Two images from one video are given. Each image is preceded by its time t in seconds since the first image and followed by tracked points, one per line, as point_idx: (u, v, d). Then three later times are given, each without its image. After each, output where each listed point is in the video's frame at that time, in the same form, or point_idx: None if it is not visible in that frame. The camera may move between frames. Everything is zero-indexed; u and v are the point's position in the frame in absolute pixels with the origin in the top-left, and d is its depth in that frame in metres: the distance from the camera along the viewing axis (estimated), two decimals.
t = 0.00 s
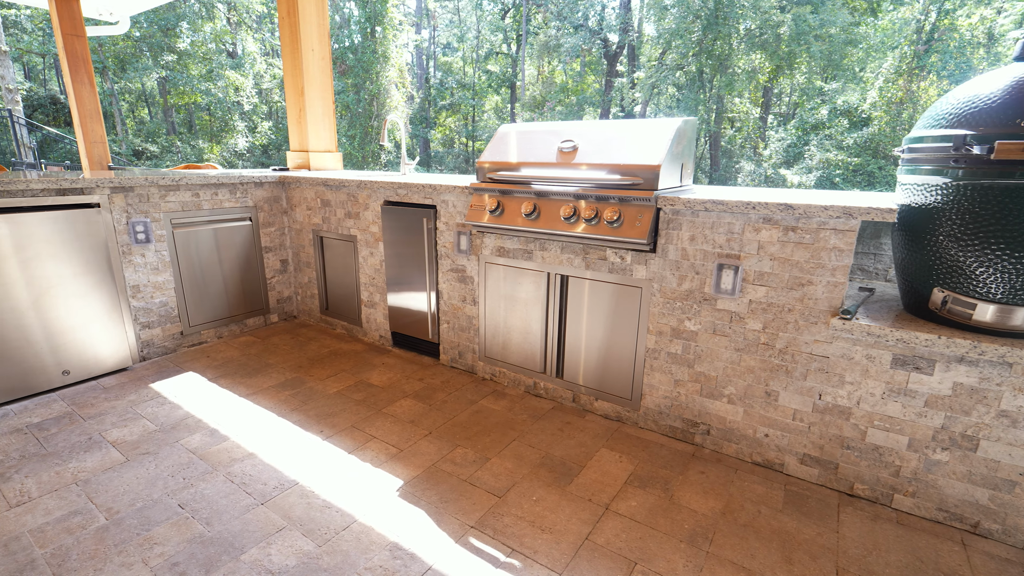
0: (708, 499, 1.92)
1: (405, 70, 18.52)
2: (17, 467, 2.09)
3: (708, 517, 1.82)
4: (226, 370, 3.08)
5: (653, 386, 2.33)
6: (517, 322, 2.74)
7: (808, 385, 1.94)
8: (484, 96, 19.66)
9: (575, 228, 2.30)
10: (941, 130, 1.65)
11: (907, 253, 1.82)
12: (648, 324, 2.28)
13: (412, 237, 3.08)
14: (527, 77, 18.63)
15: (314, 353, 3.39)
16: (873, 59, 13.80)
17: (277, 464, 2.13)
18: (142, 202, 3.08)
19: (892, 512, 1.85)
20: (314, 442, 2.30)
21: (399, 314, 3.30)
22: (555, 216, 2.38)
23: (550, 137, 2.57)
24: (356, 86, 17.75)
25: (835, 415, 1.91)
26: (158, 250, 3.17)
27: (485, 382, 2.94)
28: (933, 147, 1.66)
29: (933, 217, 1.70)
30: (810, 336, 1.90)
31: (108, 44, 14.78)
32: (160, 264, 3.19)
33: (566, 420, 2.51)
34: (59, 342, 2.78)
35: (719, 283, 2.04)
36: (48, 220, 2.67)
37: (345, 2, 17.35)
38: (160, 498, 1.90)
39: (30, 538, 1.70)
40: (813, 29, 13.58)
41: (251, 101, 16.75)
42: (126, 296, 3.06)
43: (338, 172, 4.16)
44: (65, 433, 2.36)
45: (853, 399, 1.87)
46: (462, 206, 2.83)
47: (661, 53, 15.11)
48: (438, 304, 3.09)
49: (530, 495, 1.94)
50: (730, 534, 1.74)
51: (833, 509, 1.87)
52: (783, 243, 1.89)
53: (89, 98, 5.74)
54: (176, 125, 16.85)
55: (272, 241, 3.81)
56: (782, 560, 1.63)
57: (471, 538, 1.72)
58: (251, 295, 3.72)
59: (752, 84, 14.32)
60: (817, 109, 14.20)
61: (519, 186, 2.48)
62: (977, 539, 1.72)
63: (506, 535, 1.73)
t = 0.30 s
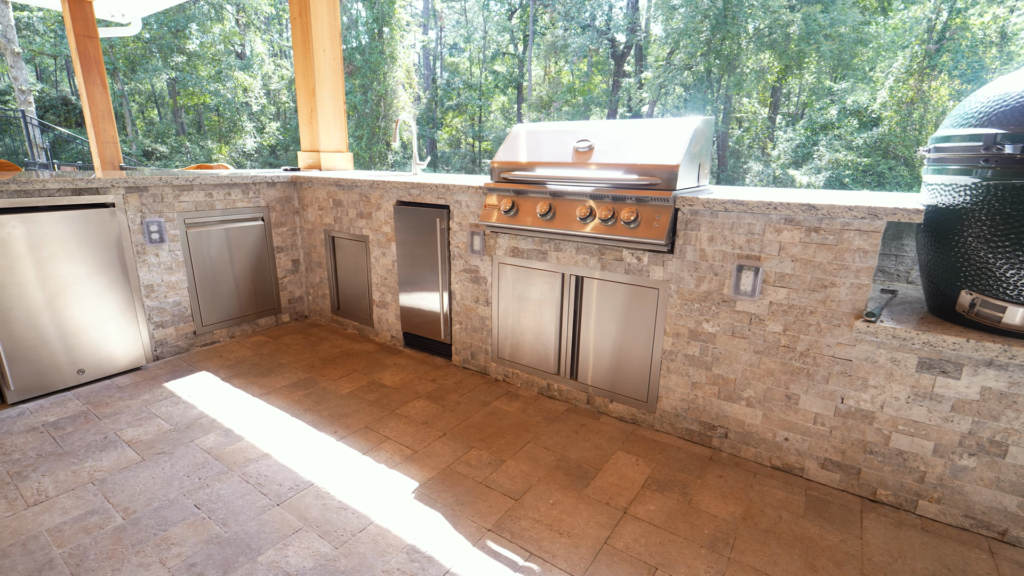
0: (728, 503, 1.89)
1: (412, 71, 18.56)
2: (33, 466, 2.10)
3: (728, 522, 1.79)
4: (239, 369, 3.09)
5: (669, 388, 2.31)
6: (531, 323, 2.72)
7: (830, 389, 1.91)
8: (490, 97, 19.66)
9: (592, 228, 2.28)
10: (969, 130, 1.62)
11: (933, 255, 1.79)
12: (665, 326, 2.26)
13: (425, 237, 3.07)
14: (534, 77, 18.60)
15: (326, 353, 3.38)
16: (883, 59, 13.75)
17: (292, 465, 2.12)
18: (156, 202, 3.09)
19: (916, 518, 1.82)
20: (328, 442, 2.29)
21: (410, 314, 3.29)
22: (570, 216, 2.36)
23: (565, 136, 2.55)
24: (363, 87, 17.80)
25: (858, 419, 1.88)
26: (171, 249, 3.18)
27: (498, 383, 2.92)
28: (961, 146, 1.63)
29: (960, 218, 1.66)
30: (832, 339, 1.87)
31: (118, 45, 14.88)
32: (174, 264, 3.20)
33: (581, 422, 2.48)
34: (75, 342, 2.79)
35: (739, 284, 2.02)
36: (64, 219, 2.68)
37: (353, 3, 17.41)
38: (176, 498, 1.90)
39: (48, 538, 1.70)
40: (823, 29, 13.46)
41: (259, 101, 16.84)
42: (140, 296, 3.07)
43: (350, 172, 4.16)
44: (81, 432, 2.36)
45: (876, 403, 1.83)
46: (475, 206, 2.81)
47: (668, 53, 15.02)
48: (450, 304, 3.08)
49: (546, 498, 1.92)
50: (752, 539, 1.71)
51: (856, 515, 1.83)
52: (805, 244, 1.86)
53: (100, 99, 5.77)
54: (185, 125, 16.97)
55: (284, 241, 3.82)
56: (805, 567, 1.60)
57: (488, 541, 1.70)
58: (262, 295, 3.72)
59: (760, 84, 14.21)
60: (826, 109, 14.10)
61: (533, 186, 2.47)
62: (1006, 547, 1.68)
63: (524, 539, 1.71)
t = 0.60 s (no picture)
0: (748, 509, 1.86)
1: (418, 72, 18.59)
2: (47, 467, 2.09)
3: (749, 528, 1.76)
4: (250, 370, 3.08)
5: (685, 392, 2.28)
6: (543, 325, 2.69)
7: (852, 394, 1.88)
8: (496, 98, 19.66)
9: (607, 229, 2.26)
10: (998, 130, 1.59)
11: (960, 258, 1.75)
12: (682, 329, 2.23)
13: (436, 238, 3.05)
14: (540, 78, 18.56)
15: (336, 354, 3.37)
16: (891, 59, 13.72)
17: (305, 467, 2.10)
18: (168, 203, 3.09)
19: (941, 526, 1.78)
20: (340, 445, 2.28)
21: (421, 315, 3.28)
22: (586, 217, 2.33)
23: (580, 137, 2.53)
24: (369, 88, 17.85)
25: (881, 424, 1.85)
26: (183, 250, 3.18)
27: (510, 385, 2.90)
28: (989, 147, 1.60)
29: (990, 220, 1.63)
30: (855, 343, 1.84)
31: (127, 47, 14.95)
32: (185, 264, 3.20)
33: (595, 426, 2.46)
34: (87, 342, 2.79)
35: (758, 287, 1.99)
36: (76, 220, 2.67)
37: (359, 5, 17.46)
38: (190, 500, 1.89)
39: (63, 540, 1.69)
40: (832, 29, 13.37)
41: (266, 103, 16.91)
42: (152, 296, 3.07)
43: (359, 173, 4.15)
44: (94, 433, 2.36)
45: (900, 408, 1.80)
46: (488, 207, 2.79)
47: (674, 54, 14.93)
48: (462, 305, 3.06)
49: (563, 502, 1.90)
50: (774, 547, 1.68)
51: (879, 523, 1.80)
52: (828, 246, 1.83)
53: (110, 100, 5.78)
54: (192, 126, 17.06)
55: (294, 242, 3.81)
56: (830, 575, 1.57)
57: (506, 546, 1.68)
58: (273, 296, 3.72)
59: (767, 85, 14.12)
60: (833, 110, 14.11)
61: (548, 186, 2.44)
62: None
63: (542, 544, 1.69)
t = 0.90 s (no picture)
0: (768, 516, 1.83)
1: (421, 73, 18.61)
2: (59, 469, 2.08)
3: (770, 536, 1.73)
4: (260, 372, 3.07)
5: (701, 396, 2.25)
6: (556, 328, 2.67)
7: (874, 399, 1.85)
8: (499, 99, 19.65)
9: (622, 231, 2.24)
10: None
11: (985, 261, 1.72)
12: (698, 332, 2.20)
13: (447, 240, 3.03)
14: (543, 79, 18.54)
15: (345, 356, 3.35)
16: (897, 60, 13.69)
17: (318, 471, 2.08)
18: (178, 204, 3.08)
19: (966, 534, 1.75)
20: (352, 448, 2.26)
21: (431, 317, 3.26)
22: (600, 219, 2.31)
23: (593, 137, 2.51)
24: (373, 90, 17.87)
25: (904, 430, 1.81)
26: (192, 251, 3.17)
27: (521, 388, 2.87)
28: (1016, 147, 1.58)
29: (1017, 222, 1.60)
30: (878, 347, 1.81)
31: (132, 49, 15.00)
32: (195, 266, 3.19)
33: (609, 430, 2.43)
34: (97, 343, 2.78)
35: (778, 290, 1.96)
36: (87, 221, 2.66)
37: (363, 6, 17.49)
38: (202, 504, 1.87)
39: (76, 544, 1.67)
40: (838, 29, 13.30)
41: (271, 104, 16.95)
42: (162, 298, 3.05)
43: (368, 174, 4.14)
44: (105, 435, 2.34)
45: (924, 414, 1.77)
46: (500, 209, 2.77)
47: (679, 55, 14.87)
48: (473, 307, 3.04)
49: (580, 508, 1.87)
50: (796, 555, 1.65)
51: (903, 531, 1.77)
52: (850, 249, 1.80)
53: (117, 101, 5.78)
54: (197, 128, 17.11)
55: (303, 243, 3.80)
56: None
57: (523, 553, 1.66)
58: (281, 297, 3.71)
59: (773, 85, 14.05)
60: (838, 111, 14.00)
61: (561, 188, 2.43)
62: None
63: (560, 551, 1.66)
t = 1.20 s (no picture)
0: (789, 523, 1.80)
1: (425, 74, 18.63)
2: (69, 473, 2.06)
3: (791, 543, 1.71)
4: (269, 374, 3.05)
5: (717, 399, 2.22)
6: (569, 331, 2.64)
7: (896, 403, 1.82)
8: (502, 100, 19.65)
9: (638, 233, 2.21)
10: None
11: (1012, 264, 1.69)
12: (715, 335, 2.17)
13: (457, 241, 3.01)
14: (546, 80, 18.53)
15: (354, 357, 3.33)
16: (901, 60, 13.50)
17: (331, 475, 2.06)
18: (188, 205, 3.07)
19: (991, 542, 1.72)
20: (365, 452, 2.23)
21: (441, 319, 3.24)
22: (615, 220, 2.28)
23: (607, 138, 2.49)
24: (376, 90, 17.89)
25: (927, 435, 1.78)
26: (202, 252, 3.15)
27: (533, 391, 2.85)
28: None
29: None
30: (900, 351, 1.78)
31: (137, 50, 15.03)
32: (204, 267, 3.17)
33: (623, 433, 2.40)
34: (106, 345, 2.77)
35: (797, 293, 1.93)
36: (97, 222, 2.65)
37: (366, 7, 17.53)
38: (215, 508, 1.85)
39: (88, 549, 1.65)
40: (843, 30, 13.26)
41: (275, 105, 16.98)
42: (171, 299, 3.04)
43: (375, 175, 4.13)
44: (115, 438, 2.33)
45: (948, 419, 1.74)
46: (511, 210, 2.75)
47: (683, 56, 14.85)
48: (483, 309, 3.01)
49: (597, 514, 1.84)
50: (819, 562, 1.62)
51: (927, 538, 1.74)
52: (872, 251, 1.77)
53: (123, 102, 5.77)
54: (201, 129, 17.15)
55: (311, 244, 3.78)
56: None
57: (541, 560, 1.63)
58: (289, 298, 3.69)
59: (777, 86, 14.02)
60: (842, 112, 13.95)
61: (575, 189, 2.41)
62: None
63: (578, 558, 1.64)
